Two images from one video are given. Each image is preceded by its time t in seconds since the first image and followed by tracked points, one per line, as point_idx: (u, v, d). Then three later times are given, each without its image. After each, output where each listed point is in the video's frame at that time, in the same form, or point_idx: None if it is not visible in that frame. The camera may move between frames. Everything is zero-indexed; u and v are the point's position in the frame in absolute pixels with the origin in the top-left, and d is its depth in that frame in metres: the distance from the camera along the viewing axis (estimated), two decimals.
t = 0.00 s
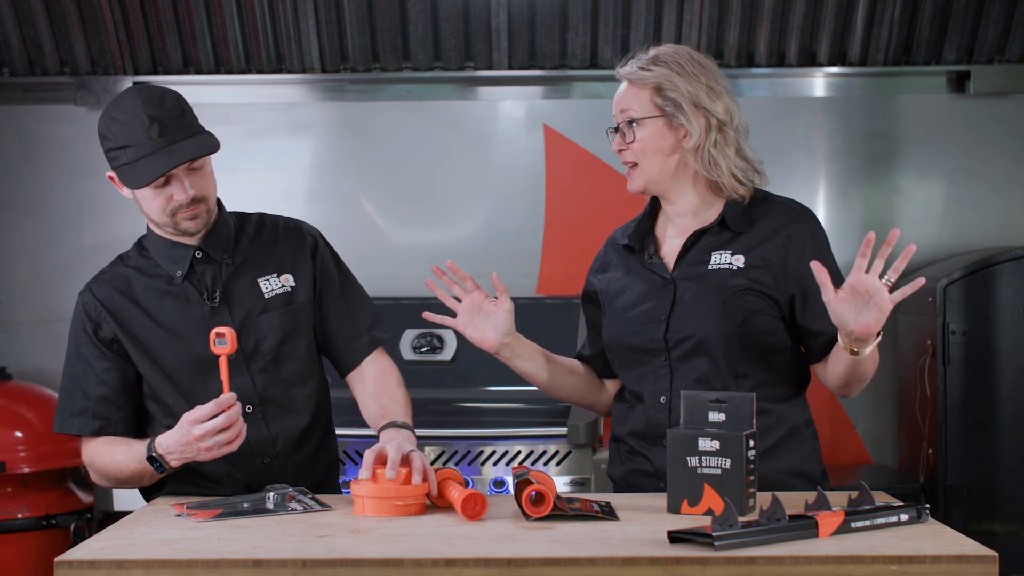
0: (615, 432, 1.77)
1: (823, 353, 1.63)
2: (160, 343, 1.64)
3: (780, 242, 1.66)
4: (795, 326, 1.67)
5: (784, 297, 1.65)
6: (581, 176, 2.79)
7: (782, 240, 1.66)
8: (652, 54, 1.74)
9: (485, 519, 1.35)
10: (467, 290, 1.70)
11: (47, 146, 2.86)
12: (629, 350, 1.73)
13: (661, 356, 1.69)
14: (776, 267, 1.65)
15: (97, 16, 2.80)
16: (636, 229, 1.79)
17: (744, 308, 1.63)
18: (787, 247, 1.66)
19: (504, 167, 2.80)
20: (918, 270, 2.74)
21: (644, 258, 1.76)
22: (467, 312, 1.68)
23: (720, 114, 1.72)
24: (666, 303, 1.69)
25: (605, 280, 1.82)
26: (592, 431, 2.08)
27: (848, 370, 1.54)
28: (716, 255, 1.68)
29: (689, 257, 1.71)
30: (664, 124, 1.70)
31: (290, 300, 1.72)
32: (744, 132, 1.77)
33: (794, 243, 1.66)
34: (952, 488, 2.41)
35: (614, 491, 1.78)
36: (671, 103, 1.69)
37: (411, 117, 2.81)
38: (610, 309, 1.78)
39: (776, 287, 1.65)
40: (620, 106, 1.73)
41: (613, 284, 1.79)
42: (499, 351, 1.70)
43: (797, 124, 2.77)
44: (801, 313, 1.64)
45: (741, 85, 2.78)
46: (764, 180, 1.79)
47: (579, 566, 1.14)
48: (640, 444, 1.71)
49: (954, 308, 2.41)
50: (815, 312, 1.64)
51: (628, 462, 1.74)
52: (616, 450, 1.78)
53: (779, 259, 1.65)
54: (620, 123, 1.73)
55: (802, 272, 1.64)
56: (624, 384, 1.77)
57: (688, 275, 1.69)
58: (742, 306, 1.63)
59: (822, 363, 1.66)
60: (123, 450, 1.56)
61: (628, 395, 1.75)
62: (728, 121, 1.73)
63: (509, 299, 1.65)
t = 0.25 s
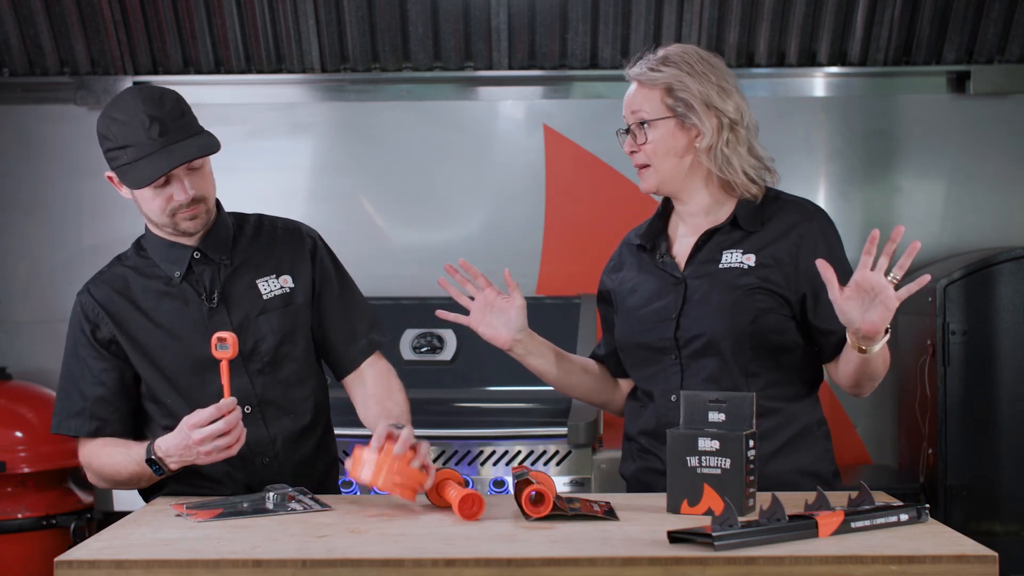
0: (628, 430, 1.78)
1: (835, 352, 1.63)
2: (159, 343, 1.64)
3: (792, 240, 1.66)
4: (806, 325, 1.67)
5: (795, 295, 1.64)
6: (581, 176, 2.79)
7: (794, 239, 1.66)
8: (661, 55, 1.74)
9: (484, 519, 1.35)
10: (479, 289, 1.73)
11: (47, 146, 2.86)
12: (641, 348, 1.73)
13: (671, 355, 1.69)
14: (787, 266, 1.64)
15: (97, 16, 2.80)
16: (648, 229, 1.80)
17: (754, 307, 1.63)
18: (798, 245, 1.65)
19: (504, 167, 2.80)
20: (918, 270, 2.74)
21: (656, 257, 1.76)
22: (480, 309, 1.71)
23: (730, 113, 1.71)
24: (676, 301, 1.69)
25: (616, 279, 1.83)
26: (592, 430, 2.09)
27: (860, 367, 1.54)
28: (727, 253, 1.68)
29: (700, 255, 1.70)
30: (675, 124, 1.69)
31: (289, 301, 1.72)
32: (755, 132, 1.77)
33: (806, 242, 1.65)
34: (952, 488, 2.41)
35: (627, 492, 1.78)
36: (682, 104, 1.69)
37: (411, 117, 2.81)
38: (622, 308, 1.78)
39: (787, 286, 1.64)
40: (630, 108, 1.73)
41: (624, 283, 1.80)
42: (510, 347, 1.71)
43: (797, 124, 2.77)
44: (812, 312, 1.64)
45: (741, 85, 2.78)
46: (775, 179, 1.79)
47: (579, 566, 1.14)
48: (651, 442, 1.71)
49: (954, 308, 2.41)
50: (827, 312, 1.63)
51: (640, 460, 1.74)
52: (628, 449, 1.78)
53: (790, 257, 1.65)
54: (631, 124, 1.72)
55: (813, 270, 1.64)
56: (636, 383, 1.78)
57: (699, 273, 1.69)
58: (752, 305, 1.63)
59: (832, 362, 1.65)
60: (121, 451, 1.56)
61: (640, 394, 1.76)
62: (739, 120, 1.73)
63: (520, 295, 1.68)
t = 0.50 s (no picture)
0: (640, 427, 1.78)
1: (847, 355, 1.61)
2: (162, 343, 1.64)
3: (807, 242, 1.65)
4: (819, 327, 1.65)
5: (808, 297, 1.63)
6: (582, 176, 2.79)
7: (809, 241, 1.65)
8: (680, 54, 1.74)
9: (484, 519, 1.35)
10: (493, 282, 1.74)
11: (48, 146, 2.86)
12: (654, 346, 1.73)
13: (684, 352, 1.69)
14: (802, 268, 1.63)
15: (96, 16, 2.80)
16: (665, 228, 1.80)
17: (767, 308, 1.62)
18: (814, 247, 1.64)
19: (505, 167, 2.80)
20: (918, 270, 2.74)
21: (672, 256, 1.77)
22: (495, 301, 1.72)
23: (749, 114, 1.71)
24: (691, 299, 1.69)
25: (632, 277, 1.83)
26: (592, 430, 2.09)
27: (869, 373, 1.53)
28: (743, 253, 1.68)
29: (716, 254, 1.70)
30: (693, 125, 1.69)
31: (292, 302, 1.72)
32: (773, 133, 1.77)
33: (821, 244, 1.64)
34: (952, 488, 2.41)
35: (639, 491, 1.78)
36: (701, 104, 1.69)
37: (411, 117, 2.81)
38: (636, 306, 1.78)
39: (801, 288, 1.63)
40: (649, 107, 1.73)
41: (639, 281, 1.80)
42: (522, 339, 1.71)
43: (796, 124, 2.77)
44: (826, 314, 1.62)
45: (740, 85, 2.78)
46: (792, 180, 1.78)
47: (579, 566, 1.14)
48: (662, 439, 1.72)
49: (954, 308, 2.41)
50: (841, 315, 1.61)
51: (652, 458, 1.74)
52: (639, 446, 1.79)
53: (805, 259, 1.64)
54: (650, 124, 1.72)
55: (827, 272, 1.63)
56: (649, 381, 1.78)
57: (714, 271, 1.69)
58: (766, 305, 1.62)
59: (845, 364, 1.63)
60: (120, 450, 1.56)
61: (652, 391, 1.77)
62: (758, 121, 1.73)
63: (536, 287, 1.69)
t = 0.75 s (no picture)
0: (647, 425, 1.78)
1: (856, 358, 1.62)
2: (162, 345, 1.64)
3: (819, 244, 1.64)
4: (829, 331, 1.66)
5: (820, 300, 1.63)
6: (582, 176, 2.79)
7: (821, 243, 1.64)
8: (699, 53, 1.75)
9: (484, 519, 1.35)
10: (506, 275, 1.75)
11: (48, 147, 2.86)
12: (664, 344, 1.73)
13: (694, 351, 1.69)
14: (814, 270, 1.63)
15: (96, 16, 2.79)
16: (678, 226, 1.80)
17: (778, 309, 1.62)
18: (827, 249, 1.64)
19: (505, 167, 2.80)
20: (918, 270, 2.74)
21: (684, 255, 1.77)
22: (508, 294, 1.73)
23: (766, 115, 1.72)
24: (703, 297, 1.69)
25: (644, 275, 1.83)
26: (592, 430, 2.08)
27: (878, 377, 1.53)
28: (755, 253, 1.67)
29: (730, 253, 1.70)
30: (710, 124, 1.69)
31: (291, 301, 1.72)
32: (790, 134, 1.77)
33: (834, 247, 1.64)
34: (952, 488, 2.41)
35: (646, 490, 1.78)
36: (719, 103, 1.69)
37: (411, 117, 2.82)
38: (647, 303, 1.78)
39: (812, 291, 1.63)
40: (666, 105, 1.73)
41: (651, 279, 1.80)
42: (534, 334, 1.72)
43: (796, 124, 2.77)
44: (838, 318, 1.62)
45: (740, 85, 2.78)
46: (807, 182, 1.78)
47: (579, 566, 1.14)
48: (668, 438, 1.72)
49: (954, 309, 2.41)
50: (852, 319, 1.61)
51: (658, 457, 1.74)
52: (647, 445, 1.78)
53: (818, 261, 1.63)
54: (666, 121, 1.73)
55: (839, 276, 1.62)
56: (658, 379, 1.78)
57: (726, 271, 1.69)
58: (777, 306, 1.62)
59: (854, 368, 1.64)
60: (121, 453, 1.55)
61: (661, 389, 1.77)
62: (775, 123, 1.73)
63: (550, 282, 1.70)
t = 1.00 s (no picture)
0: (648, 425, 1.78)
1: (857, 361, 1.61)
2: (160, 345, 1.64)
3: (822, 246, 1.64)
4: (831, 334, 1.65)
5: (822, 302, 1.63)
6: (582, 176, 2.79)
7: (824, 244, 1.64)
8: (706, 52, 1.75)
9: (484, 519, 1.35)
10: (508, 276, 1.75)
11: (48, 147, 2.86)
12: (667, 343, 1.73)
13: (695, 352, 1.69)
14: (816, 272, 1.63)
15: (96, 16, 2.80)
16: (681, 226, 1.81)
17: (779, 311, 1.62)
18: (830, 251, 1.64)
19: (505, 167, 2.80)
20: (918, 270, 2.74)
21: (687, 254, 1.77)
22: (510, 294, 1.73)
23: (772, 116, 1.71)
24: (704, 297, 1.69)
25: (646, 275, 1.84)
26: (592, 430, 2.08)
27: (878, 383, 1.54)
28: (758, 254, 1.67)
29: (732, 254, 1.70)
30: (714, 123, 1.70)
31: (289, 301, 1.72)
32: (795, 135, 1.76)
33: (837, 249, 1.64)
34: (952, 488, 2.41)
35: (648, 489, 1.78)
36: (724, 103, 1.69)
37: (411, 117, 2.82)
38: (649, 302, 1.78)
39: (814, 293, 1.63)
40: (671, 103, 1.73)
41: (653, 279, 1.81)
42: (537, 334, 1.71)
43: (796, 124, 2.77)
44: (839, 320, 1.61)
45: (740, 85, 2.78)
46: (812, 184, 1.78)
47: (580, 566, 1.14)
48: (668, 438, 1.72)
49: (954, 309, 2.41)
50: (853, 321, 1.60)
51: (658, 457, 1.74)
52: (647, 444, 1.79)
53: (820, 263, 1.63)
54: (671, 120, 1.73)
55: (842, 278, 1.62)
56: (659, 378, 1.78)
57: (728, 271, 1.69)
58: (778, 308, 1.62)
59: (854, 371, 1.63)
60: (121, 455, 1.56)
61: (663, 389, 1.77)
62: (780, 124, 1.73)
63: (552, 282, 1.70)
